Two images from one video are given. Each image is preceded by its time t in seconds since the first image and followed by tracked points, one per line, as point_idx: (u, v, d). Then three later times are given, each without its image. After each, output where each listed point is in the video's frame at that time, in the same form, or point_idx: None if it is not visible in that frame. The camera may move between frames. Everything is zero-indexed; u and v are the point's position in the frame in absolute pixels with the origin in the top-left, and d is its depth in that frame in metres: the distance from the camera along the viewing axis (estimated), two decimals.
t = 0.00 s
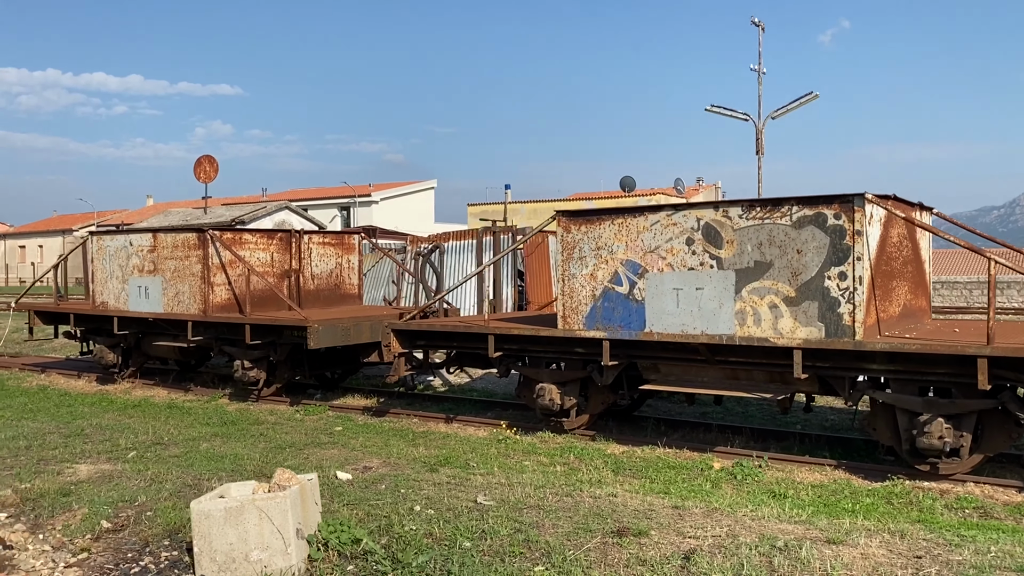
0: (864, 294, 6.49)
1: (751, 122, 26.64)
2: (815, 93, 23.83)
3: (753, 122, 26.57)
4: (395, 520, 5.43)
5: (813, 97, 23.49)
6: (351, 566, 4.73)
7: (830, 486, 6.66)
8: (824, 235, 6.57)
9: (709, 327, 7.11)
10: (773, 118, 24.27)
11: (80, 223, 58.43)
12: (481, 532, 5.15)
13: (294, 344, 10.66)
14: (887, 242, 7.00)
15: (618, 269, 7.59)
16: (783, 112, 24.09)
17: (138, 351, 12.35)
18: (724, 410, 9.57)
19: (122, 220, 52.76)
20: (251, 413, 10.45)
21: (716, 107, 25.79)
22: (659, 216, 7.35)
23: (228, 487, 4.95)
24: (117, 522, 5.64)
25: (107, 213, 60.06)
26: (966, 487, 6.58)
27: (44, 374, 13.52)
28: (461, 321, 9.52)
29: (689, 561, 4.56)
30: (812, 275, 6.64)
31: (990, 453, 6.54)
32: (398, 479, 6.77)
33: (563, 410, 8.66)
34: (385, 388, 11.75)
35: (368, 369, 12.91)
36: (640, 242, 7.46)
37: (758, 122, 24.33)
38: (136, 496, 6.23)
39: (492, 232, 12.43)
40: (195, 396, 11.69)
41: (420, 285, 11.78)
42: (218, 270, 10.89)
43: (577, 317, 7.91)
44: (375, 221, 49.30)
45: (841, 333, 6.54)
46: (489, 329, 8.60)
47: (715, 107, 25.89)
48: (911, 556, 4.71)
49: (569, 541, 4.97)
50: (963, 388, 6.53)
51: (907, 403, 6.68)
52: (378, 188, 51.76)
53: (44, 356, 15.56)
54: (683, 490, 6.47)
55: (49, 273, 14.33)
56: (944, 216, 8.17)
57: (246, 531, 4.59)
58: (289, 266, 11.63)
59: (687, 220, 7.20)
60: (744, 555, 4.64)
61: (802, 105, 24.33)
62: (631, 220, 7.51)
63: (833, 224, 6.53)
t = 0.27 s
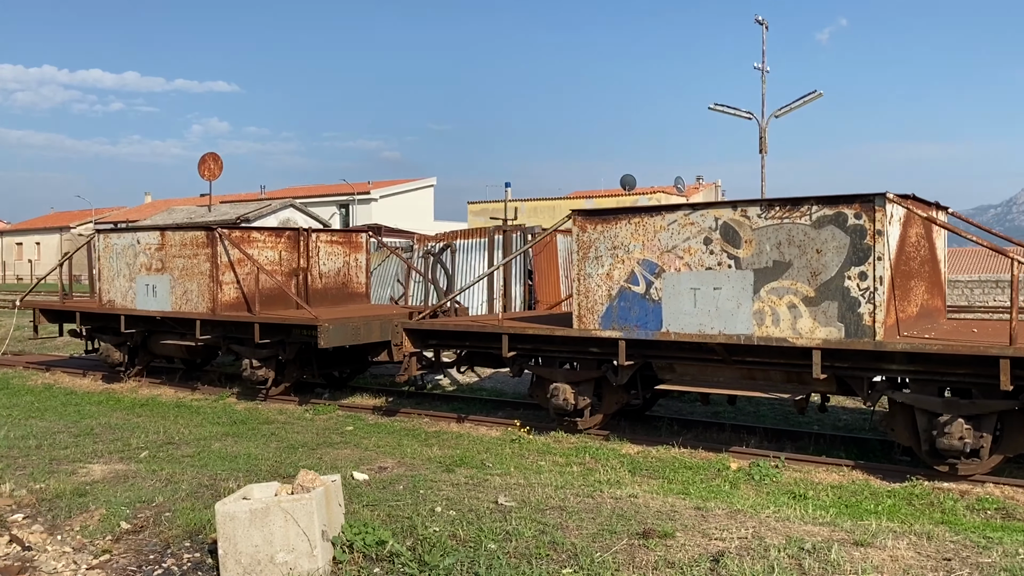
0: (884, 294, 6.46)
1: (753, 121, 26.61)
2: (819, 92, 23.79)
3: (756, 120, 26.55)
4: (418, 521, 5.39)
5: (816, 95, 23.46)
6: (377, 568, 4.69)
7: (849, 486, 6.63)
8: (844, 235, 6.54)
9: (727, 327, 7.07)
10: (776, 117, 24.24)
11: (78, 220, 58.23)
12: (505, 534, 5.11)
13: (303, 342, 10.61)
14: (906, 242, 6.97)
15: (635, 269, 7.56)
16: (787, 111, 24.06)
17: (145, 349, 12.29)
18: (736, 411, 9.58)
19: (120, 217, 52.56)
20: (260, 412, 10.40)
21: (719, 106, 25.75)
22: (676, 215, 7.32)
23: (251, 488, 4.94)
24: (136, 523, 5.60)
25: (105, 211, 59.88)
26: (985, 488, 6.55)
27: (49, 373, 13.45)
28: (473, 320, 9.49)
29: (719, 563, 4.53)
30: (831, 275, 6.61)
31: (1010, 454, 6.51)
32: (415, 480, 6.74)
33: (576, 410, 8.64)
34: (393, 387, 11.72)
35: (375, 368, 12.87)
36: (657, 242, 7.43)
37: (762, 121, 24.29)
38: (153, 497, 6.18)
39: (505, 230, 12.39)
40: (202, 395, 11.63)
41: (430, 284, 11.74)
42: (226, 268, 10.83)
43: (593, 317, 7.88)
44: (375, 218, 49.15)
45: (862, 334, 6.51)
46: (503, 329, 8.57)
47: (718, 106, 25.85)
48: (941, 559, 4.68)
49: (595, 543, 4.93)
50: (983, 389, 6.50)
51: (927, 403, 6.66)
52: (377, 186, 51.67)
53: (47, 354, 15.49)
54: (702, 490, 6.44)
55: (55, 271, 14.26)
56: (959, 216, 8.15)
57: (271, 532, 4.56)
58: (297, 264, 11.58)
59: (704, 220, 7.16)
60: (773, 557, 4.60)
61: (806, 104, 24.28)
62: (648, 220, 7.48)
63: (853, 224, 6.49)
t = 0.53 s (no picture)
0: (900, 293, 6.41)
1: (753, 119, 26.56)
2: (819, 91, 23.77)
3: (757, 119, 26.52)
4: (433, 521, 5.32)
5: (817, 94, 23.43)
6: (395, 570, 4.62)
7: (864, 486, 6.58)
8: (859, 233, 6.49)
9: (741, 325, 7.02)
10: (777, 115, 24.20)
11: (73, 218, 57.96)
12: (523, 535, 5.04)
13: (307, 341, 10.52)
14: (920, 240, 6.92)
15: (646, 267, 7.50)
16: (787, 110, 24.02)
17: (146, 347, 12.19)
18: (743, 410, 9.55)
19: (116, 215, 52.33)
20: (264, 411, 10.31)
21: (719, 104, 25.70)
22: (689, 213, 7.26)
23: (265, 488, 4.88)
24: (147, 523, 5.52)
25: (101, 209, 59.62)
26: (1001, 488, 6.50)
27: (49, 371, 13.33)
28: (480, 318, 9.42)
29: (743, 564, 4.47)
30: (846, 274, 6.56)
31: None
32: (427, 480, 6.67)
33: (585, 409, 8.59)
34: (397, 386, 11.64)
35: (378, 367, 12.79)
36: (669, 239, 7.37)
37: (762, 120, 24.25)
38: (162, 496, 6.10)
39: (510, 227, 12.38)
40: (205, 393, 11.54)
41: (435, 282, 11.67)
42: (230, 266, 10.75)
43: (604, 315, 7.82)
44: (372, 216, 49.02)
45: (877, 333, 6.46)
46: (511, 327, 8.50)
47: (718, 104, 25.80)
48: (965, 560, 4.63)
49: (614, 543, 4.87)
50: (999, 389, 6.46)
51: (942, 403, 6.62)
52: (374, 184, 51.56)
53: (46, 352, 15.37)
54: (717, 490, 6.38)
55: (55, 269, 14.14)
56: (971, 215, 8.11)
57: (288, 533, 4.48)
58: (301, 262, 11.49)
59: (717, 217, 7.11)
60: (796, 559, 4.55)
61: (806, 102, 24.24)
62: (660, 217, 7.42)
63: (869, 222, 6.45)
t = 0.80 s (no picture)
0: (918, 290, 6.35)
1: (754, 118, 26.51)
2: (820, 90, 23.71)
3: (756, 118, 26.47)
4: (450, 520, 5.24)
5: (818, 93, 23.38)
6: (414, 571, 4.54)
7: (881, 486, 6.52)
8: (877, 230, 6.43)
9: (756, 323, 6.95)
10: (777, 114, 24.16)
11: (69, 215, 57.68)
12: (542, 535, 4.96)
13: (312, 338, 10.43)
14: (937, 238, 6.86)
15: (659, 264, 7.42)
16: (788, 108, 23.97)
17: (148, 344, 12.08)
18: (751, 408, 9.50)
19: (113, 212, 52.09)
20: (268, 409, 10.21)
21: (720, 103, 25.66)
22: (702, 209, 7.18)
23: (279, 487, 4.78)
24: (158, 522, 5.42)
25: (97, 206, 59.36)
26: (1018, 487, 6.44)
27: (49, 368, 13.20)
28: (487, 315, 9.34)
29: (769, 565, 4.41)
30: (864, 271, 6.49)
31: None
32: (439, 479, 6.60)
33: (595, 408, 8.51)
34: (402, 384, 11.55)
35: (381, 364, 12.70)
36: (682, 236, 7.29)
37: (763, 119, 24.21)
38: (172, 495, 6.00)
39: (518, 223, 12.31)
40: (208, 391, 11.43)
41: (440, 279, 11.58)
42: (234, 262, 10.65)
43: (615, 313, 7.73)
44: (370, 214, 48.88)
45: (895, 330, 6.40)
46: (521, 325, 8.41)
47: (719, 102, 25.76)
48: (993, 561, 4.56)
49: (635, 544, 4.79)
50: (1017, 387, 6.40)
51: (959, 401, 6.55)
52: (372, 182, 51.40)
53: (46, 349, 15.24)
54: (733, 490, 6.30)
55: (54, 265, 14.00)
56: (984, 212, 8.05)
57: (305, 533, 4.40)
58: (305, 259, 11.38)
59: (732, 213, 7.03)
60: (823, 559, 4.48)
61: (807, 101, 24.18)
62: (673, 213, 7.34)
63: (887, 218, 6.39)
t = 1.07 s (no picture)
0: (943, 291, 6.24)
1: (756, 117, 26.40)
2: (824, 89, 23.61)
3: (759, 117, 26.36)
4: (469, 526, 5.12)
5: (822, 92, 23.28)
6: None
7: (904, 490, 6.41)
8: (901, 229, 6.31)
9: (775, 324, 6.83)
10: (781, 113, 24.05)
11: (65, 213, 57.39)
12: (565, 541, 4.83)
13: (319, 338, 10.29)
14: (960, 238, 6.75)
15: (676, 263, 7.30)
16: (791, 107, 23.86)
17: (151, 344, 11.93)
18: (764, 410, 9.39)
19: (110, 210, 51.84)
20: (274, 409, 10.07)
21: (723, 102, 25.54)
22: (721, 208, 7.06)
23: (296, 492, 4.65)
24: (169, 527, 5.29)
25: (94, 204, 59.08)
26: None
27: (49, 367, 13.03)
28: (497, 315, 9.21)
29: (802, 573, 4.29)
30: (887, 271, 6.38)
31: None
32: (453, 482, 6.47)
33: (608, 410, 8.39)
34: (408, 384, 11.43)
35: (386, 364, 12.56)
36: (700, 235, 7.17)
37: (766, 118, 24.09)
38: (182, 499, 5.87)
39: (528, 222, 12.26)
40: (212, 391, 11.29)
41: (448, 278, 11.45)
42: (239, 260, 10.49)
43: (630, 313, 7.61)
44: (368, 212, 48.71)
45: (919, 332, 6.29)
46: (533, 325, 8.28)
47: (722, 102, 25.65)
48: None
49: (662, 551, 4.67)
50: None
51: (984, 404, 6.44)
52: (370, 180, 51.22)
53: (45, 347, 15.07)
54: (754, 494, 6.19)
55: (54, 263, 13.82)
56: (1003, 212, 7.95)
57: (325, 539, 4.28)
58: (311, 257, 11.25)
59: (751, 212, 6.92)
60: (857, 567, 4.36)
61: (811, 100, 24.06)
62: (691, 212, 7.22)
63: (911, 218, 6.27)
